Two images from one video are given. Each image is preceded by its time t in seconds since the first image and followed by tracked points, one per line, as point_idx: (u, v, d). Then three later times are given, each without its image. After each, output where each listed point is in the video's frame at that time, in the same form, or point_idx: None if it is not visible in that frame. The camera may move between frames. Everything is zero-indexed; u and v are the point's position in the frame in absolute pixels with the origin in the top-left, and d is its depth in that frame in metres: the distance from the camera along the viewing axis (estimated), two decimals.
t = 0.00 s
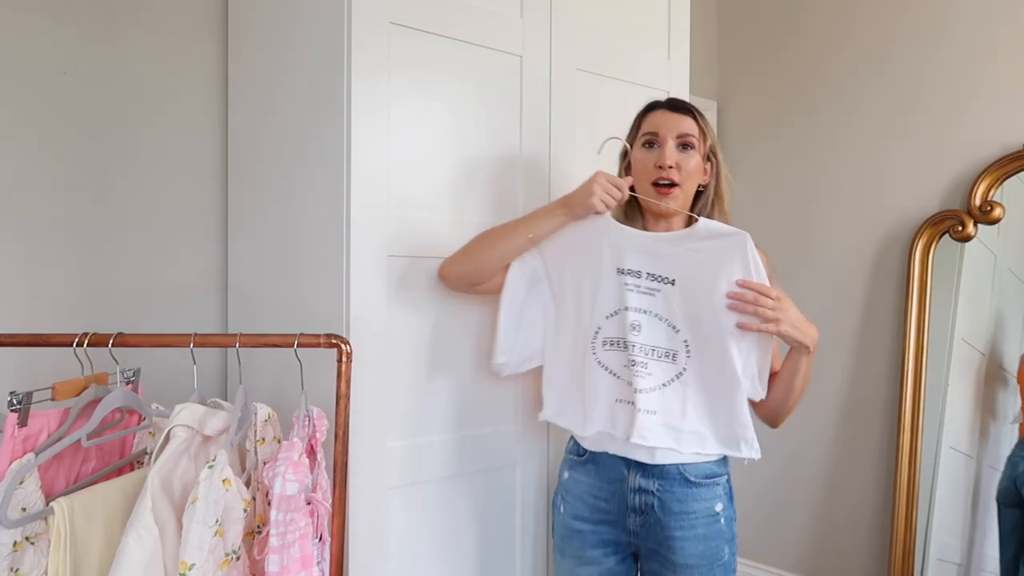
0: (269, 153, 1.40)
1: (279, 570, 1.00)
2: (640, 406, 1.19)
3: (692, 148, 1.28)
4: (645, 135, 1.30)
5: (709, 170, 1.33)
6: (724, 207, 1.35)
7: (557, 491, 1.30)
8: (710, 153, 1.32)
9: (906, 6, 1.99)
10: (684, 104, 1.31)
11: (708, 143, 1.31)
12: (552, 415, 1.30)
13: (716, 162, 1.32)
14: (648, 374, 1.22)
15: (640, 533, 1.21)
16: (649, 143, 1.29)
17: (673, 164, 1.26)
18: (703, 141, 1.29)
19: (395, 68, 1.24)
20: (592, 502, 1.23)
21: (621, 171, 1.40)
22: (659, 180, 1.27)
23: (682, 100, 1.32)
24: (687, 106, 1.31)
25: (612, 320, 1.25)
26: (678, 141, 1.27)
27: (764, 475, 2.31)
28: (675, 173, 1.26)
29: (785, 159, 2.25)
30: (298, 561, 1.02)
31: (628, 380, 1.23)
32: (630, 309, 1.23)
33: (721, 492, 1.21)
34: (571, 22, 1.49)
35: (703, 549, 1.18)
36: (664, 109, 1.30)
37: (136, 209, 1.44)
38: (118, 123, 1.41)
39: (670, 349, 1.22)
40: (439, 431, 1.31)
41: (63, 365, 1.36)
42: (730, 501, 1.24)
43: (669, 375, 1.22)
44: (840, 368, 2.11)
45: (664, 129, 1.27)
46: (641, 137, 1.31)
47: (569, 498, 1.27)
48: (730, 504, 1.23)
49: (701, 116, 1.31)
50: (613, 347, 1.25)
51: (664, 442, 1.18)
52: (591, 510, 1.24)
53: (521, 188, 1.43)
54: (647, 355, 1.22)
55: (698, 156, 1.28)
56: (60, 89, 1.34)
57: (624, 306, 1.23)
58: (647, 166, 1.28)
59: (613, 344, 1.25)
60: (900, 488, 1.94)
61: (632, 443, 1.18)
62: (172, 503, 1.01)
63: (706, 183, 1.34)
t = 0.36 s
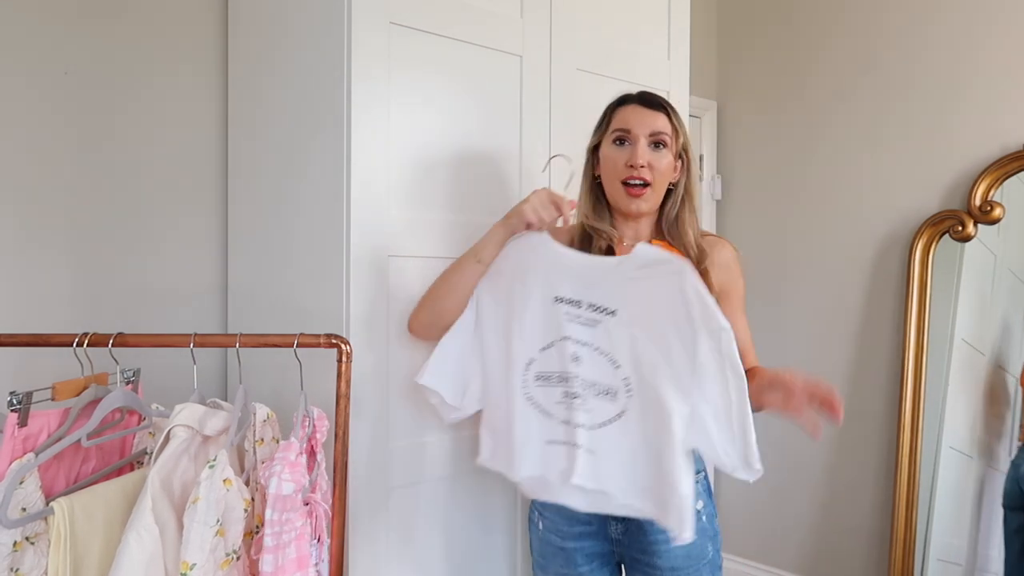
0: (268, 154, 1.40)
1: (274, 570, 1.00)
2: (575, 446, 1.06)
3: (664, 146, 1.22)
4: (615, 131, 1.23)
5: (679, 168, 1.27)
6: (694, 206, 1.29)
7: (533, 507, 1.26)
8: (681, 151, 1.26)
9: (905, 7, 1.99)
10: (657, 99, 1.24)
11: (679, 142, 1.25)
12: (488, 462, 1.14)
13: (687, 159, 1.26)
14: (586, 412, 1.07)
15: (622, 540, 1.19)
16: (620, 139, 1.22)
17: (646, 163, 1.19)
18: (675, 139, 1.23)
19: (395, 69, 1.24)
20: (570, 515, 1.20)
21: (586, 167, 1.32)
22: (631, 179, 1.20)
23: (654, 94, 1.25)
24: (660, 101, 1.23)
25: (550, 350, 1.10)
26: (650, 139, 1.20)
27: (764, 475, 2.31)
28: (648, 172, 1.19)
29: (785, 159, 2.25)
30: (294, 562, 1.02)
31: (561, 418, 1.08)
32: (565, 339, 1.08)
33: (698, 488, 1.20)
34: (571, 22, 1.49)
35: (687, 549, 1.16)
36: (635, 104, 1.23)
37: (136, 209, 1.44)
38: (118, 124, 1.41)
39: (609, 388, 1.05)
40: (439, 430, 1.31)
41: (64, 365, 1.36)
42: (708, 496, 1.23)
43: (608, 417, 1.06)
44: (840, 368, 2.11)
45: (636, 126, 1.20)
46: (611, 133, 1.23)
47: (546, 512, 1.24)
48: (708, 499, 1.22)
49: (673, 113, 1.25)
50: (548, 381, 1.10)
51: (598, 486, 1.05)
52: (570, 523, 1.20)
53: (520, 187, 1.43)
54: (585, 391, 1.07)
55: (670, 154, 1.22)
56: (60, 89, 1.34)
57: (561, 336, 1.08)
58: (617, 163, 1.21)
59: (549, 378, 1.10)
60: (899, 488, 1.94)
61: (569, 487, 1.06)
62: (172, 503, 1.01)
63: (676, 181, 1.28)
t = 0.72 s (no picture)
0: (268, 153, 1.40)
1: (268, 570, 0.99)
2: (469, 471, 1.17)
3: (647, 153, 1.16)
4: (599, 134, 1.17)
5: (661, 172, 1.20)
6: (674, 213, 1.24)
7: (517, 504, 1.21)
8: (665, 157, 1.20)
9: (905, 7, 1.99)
10: (643, 102, 1.17)
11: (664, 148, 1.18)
12: (444, 489, 1.23)
13: (671, 167, 1.20)
14: (488, 440, 1.18)
15: (609, 536, 1.13)
16: (602, 143, 1.16)
17: (626, 170, 1.13)
18: (660, 146, 1.17)
19: (395, 69, 1.24)
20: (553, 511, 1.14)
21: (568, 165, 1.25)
22: (611, 184, 1.14)
23: (642, 99, 1.19)
24: (646, 106, 1.17)
25: (480, 376, 1.23)
26: (633, 146, 1.15)
27: (764, 475, 2.31)
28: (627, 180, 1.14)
29: (785, 159, 2.25)
30: (291, 561, 1.01)
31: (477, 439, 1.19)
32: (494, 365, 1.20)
33: (687, 482, 1.12)
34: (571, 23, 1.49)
35: (673, 542, 1.09)
36: (621, 107, 1.16)
37: (135, 209, 1.44)
38: (118, 124, 1.41)
39: (514, 421, 1.16)
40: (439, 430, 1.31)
41: (64, 365, 1.36)
42: (699, 489, 1.15)
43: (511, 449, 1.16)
44: (840, 368, 2.11)
45: (620, 130, 1.14)
46: (594, 135, 1.17)
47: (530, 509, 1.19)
48: (699, 493, 1.14)
49: (660, 118, 1.18)
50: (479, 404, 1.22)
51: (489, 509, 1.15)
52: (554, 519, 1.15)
53: (521, 186, 1.43)
54: (495, 419, 1.19)
55: (653, 162, 1.16)
56: (60, 89, 1.34)
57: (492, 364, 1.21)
58: (598, 167, 1.15)
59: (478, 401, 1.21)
60: (899, 488, 1.94)
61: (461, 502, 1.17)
62: (172, 503, 1.01)
63: (657, 186, 1.21)
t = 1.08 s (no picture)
0: (268, 154, 1.40)
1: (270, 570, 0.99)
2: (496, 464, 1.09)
3: (641, 157, 1.14)
4: (592, 143, 1.17)
5: (663, 173, 1.18)
6: (683, 213, 1.21)
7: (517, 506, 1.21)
8: (666, 156, 1.17)
9: (906, 7, 1.99)
10: (636, 106, 1.15)
11: (662, 149, 1.16)
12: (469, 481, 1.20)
13: (672, 167, 1.17)
14: (514, 428, 1.09)
15: (604, 537, 1.12)
16: (595, 152, 1.16)
17: (615, 177, 1.13)
18: (654, 148, 1.15)
19: (396, 70, 1.24)
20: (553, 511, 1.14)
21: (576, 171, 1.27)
22: (602, 194, 1.15)
23: (636, 101, 1.16)
24: (638, 109, 1.15)
25: (503, 365, 1.14)
26: (622, 152, 1.13)
27: (764, 475, 2.31)
28: (618, 187, 1.13)
29: (785, 159, 2.25)
30: (295, 561, 1.04)
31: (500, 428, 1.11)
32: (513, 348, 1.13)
33: (685, 485, 1.11)
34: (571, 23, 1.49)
35: (669, 545, 1.08)
36: (611, 114, 1.15)
37: (137, 210, 1.44)
38: (118, 123, 1.41)
39: (541, 402, 1.08)
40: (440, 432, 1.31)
41: (64, 365, 1.36)
42: (699, 494, 1.14)
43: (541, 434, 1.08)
44: (840, 368, 2.11)
45: (607, 140, 1.14)
46: (588, 144, 1.18)
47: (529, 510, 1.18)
48: (698, 498, 1.13)
49: (654, 120, 1.16)
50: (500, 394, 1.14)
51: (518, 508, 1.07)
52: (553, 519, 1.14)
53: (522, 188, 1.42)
54: (516, 406, 1.10)
55: (648, 165, 1.14)
56: (60, 89, 1.34)
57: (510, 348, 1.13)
58: (591, 176, 1.16)
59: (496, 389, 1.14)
60: (899, 488, 1.94)
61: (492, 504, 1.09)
62: (172, 503, 1.00)
63: (662, 187, 1.20)
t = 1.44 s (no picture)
0: (268, 154, 1.40)
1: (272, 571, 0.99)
2: (501, 450, 1.03)
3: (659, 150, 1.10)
4: (607, 138, 1.13)
5: (682, 166, 1.14)
6: (702, 205, 1.19)
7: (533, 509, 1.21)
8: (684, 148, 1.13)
9: (907, 6, 1.99)
10: (651, 98, 1.11)
11: (680, 141, 1.12)
12: (430, 465, 1.13)
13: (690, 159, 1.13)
14: (524, 414, 1.03)
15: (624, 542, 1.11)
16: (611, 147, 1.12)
17: (633, 173, 1.08)
18: (671, 141, 1.10)
19: (396, 70, 1.24)
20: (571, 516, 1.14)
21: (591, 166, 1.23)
22: (619, 189, 1.10)
23: (651, 94, 1.12)
24: (654, 102, 1.10)
25: (501, 345, 1.07)
26: (639, 147, 1.09)
27: (765, 475, 2.31)
28: (637, 182, 1.08)
29: (785, 159, 2.25)
30: (296, 561, 1.03)
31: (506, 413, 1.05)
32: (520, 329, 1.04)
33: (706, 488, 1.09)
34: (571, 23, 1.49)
35: (691, 549, 1.08)
36: (626, 109, 1.11)
37: (136, 209, 1.44)
38: (118, 123, 1.41)
39: (558, 388, 1.01)
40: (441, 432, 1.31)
41: (63, 365, 1.36)
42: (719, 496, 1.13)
43: (554, 419, 1.02)
44: (841, 368, 2.11)
45: (624, 135, 1.09)
46: (604, 139, 1.13)
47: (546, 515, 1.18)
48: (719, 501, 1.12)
49: (670, 111, 1.11)
50: (500, 376, 1.07)
51: (536, 497, 1.02)
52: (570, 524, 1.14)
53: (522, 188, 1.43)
54: (526, 391, 1.03)
55: (666, 158, 1.10)
56: (59, 89, 1.34)
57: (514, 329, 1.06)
58: (609, 172, 1.12)
59: (498, 372, 1.07)
60: (900, 489, 1.94)
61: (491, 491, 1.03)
62: (171, 503, 1.00)
63: (681, 180, 1.16)
